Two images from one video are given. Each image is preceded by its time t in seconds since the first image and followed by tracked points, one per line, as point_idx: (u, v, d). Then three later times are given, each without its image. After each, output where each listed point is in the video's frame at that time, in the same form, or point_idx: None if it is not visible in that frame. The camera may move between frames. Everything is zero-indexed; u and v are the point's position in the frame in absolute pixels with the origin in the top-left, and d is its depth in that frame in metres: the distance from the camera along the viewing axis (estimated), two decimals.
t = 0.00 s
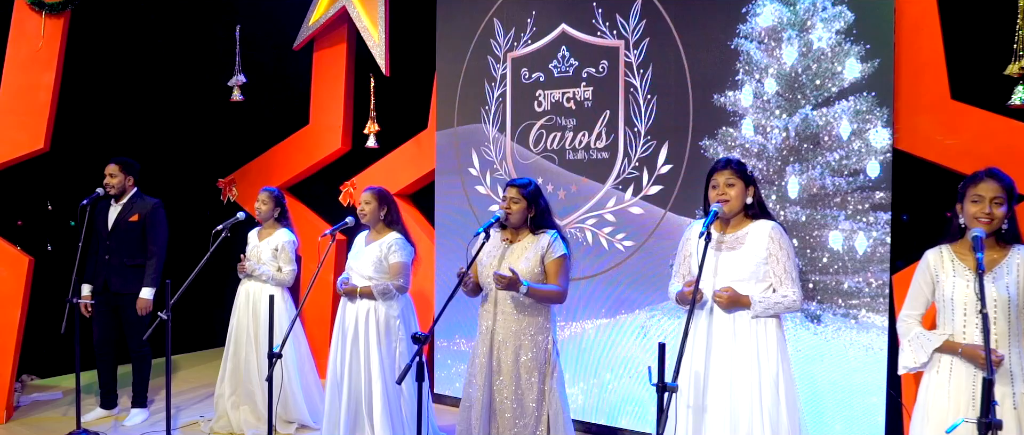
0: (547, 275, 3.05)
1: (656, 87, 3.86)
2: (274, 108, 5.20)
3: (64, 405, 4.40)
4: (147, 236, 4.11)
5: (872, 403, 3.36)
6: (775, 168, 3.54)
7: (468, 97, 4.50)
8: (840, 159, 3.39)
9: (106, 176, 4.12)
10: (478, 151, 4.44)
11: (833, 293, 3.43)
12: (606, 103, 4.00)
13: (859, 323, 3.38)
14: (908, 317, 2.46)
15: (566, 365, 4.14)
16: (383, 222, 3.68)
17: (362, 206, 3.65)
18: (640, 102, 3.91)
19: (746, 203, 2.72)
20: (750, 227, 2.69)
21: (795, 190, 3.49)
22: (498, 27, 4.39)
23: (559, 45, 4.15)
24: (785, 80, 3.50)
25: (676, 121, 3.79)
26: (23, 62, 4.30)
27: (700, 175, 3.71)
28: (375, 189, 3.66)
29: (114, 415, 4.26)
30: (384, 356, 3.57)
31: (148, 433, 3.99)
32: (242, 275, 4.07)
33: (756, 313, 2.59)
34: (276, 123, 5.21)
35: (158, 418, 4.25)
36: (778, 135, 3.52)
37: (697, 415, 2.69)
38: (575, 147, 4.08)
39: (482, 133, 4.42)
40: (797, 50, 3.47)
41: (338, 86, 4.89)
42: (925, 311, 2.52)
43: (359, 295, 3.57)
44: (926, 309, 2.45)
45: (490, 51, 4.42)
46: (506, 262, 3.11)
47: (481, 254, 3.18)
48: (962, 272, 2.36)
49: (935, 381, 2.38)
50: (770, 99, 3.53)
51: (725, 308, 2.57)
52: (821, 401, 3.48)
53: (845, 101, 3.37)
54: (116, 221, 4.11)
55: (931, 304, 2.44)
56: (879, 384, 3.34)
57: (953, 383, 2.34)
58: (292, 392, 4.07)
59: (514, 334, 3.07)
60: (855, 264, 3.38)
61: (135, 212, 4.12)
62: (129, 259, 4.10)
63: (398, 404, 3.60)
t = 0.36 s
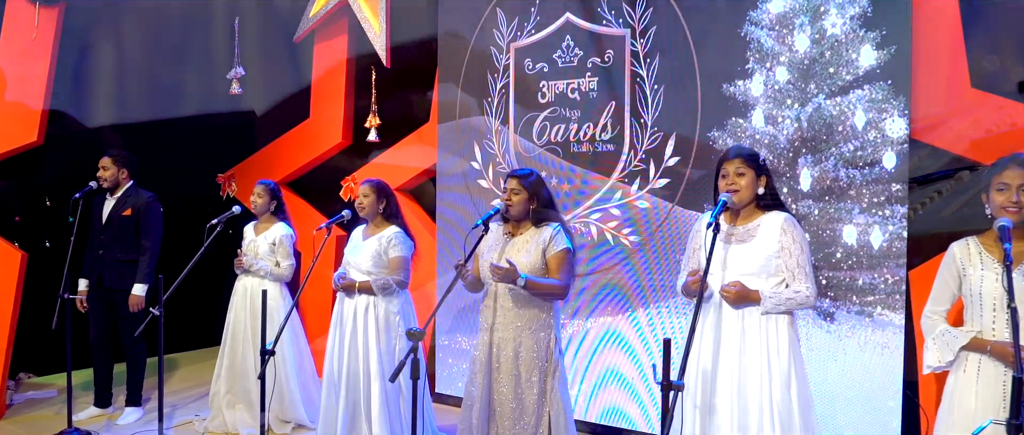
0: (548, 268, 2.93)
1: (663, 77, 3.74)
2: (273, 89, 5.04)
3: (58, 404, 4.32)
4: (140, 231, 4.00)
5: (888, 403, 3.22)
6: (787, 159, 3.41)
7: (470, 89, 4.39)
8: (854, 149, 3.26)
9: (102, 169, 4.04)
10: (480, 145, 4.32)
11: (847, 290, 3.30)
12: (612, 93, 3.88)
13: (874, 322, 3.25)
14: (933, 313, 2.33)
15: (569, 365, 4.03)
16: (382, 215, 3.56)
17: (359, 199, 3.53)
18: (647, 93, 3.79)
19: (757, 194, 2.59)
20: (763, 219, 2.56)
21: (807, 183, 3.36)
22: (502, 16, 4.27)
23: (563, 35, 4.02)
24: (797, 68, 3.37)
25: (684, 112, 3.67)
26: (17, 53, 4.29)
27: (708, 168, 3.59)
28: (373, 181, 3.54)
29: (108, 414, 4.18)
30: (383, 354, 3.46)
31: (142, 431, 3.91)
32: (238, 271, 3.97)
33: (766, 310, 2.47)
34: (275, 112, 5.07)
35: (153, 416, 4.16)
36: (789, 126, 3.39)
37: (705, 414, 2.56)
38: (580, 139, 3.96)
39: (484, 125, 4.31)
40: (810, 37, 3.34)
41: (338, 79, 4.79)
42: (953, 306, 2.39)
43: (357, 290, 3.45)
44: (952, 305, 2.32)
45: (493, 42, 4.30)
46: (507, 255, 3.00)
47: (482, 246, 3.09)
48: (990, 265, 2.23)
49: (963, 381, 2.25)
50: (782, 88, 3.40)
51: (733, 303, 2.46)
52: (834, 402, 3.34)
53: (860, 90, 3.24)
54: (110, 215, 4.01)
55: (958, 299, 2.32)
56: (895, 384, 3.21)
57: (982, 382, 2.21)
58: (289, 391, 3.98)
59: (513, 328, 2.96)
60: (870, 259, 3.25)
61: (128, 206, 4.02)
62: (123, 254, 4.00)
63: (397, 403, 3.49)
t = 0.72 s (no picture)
0: (548, 263, 2.80)
1: (667, 65, 3.61)
2: (287, 84, 4.70)
3: (45, 403, 4.22)
4: (126, 227, 3.92)
5: (902, 403, 3.09)
6: (796, 150, 3.27)
7: (470, 80, 4.29)
8: (867, 139, 3.13)
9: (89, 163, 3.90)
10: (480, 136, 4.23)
11: (859, 285, 3.17)
12: (614, 82, 3.76)
13: (888, 320, 3.11)
14: (959, 308, 2.26)
15: (571, 364, 3.86)
16: (377, 209, 3.41)
17: (355, 192, 3.39)
18: (650, 82, 3.66)
19: (768, 184, 2.46)
20: (773, 210, 2.43)
21: (818, 175, 3.22)
22: (501, 5, 4.17)
23: (564, 23, 3.91)
24: (807, 55, 3.25)
25: (688, 101, 3.54)
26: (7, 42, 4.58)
27: (714, 159, 3.45)
28: (368, 174, 3.41)
29: (95, 413, 4.07)
30: (378, 352, 3.35)
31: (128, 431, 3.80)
32: (233, 268, 3.85)
33: (773, 308, 2.34)
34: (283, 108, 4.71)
35: (142, 416, 4.05)
36: (799, 115, 3.27)
37: (709, 415, 2.43)
38: (581, 130, 3.84)
39: (484, 117, 4.20)
40: (820, 24, 3.22)
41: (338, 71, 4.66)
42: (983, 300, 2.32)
43: (353, 286, 3.32)
44: (980, 299, 2.25)
45: (493, 32, 4.21)
46: (505, 248, 2.88)
47: (479, 240, 2.95)
48: (1017, 258, 2.15)
49: (989, 379, 2.19)
50: (791, 76, 3.28)
51: (739, 298, 2.36)
52: (847, 403, 3.20)
53: (872, 77, 3.11)
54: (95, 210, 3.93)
55: (985, 293, 2.24)
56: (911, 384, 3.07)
57: (1008, 380, 2.14)
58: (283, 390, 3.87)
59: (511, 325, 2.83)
60: (885, 253, 3.11)
61: (115, 201, 3.94)
62: (107, 251, 3.93)
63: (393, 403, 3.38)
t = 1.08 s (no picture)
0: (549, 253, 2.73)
1: (673, 52, 3.50)
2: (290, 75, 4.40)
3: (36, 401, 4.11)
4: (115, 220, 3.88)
5: (917, 400, 2.98)
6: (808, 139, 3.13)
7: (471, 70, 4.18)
8: (882, 126, 2.99)
9: (81, 154, 3.84)
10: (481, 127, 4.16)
11: (874, 280, 3.04)
12: (619, 70, 3.64)
13: (904, 314, 2.99)
14: (987, 297, 2.16)
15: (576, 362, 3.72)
16: (375, 201, 3.29)
17: (353, 182, 3.28)
18: (656, 70, 3.55)
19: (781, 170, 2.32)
20: (786, 197, 2.30)
21: (830, 163, 3.06)
22: None
23: (568, 10, 3.79)
24: (819, 39, 3.13)
25: (696, 89, 3.42)
26: None
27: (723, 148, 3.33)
28: (367, 163, 3.28)
29: (87, 410, 3.97)
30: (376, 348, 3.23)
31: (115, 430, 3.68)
32: (230, 261, 3.79)
33: (785, 299, 2.22)
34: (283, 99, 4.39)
35: (135, 414, 3.94)
36: (810, 102, 3.13)
37: (716, 412, 2.33)
38: (585, 120, 3.73)
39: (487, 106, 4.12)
40: (832, 7, 3.11)
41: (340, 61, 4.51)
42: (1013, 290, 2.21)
43: (352, 278, 3.20)
44: (1009, 288, 2.14)
45: (495, 20, 4.10)
46: (506, 238, 2.78)
47: (478, 230, 2.85)
48: None
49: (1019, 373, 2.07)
50: (802, 61, 3.16)
51: (747, 290, 2.28)
52: (860, 402, 3.07)
53: (888, 61, 2.99)
54: (84, 201, 3.85)
55: (1015, 282, 2.14)
56: (927, 381, 2.95)
57: None
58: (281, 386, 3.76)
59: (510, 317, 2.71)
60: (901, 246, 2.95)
61: (104, 193, 3.87)
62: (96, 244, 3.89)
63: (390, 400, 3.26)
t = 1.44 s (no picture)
0: (540, 236, 2.62)
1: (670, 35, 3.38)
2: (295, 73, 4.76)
3: (15, 397, 3.98)
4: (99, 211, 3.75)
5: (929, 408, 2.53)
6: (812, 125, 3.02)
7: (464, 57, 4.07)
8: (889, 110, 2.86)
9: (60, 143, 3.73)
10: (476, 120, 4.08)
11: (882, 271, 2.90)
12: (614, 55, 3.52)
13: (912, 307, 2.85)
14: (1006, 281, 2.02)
15: (569, 362, 3.54)
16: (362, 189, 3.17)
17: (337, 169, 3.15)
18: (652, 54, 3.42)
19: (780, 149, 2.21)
20: (783, 177, 2.19)
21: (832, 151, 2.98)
22: None
23: None
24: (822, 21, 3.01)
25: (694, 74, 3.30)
26: None
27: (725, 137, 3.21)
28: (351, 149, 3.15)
29: (67, 407, 3.84)
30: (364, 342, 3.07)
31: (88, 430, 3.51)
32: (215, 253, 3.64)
33: (785, 284, 2.10)
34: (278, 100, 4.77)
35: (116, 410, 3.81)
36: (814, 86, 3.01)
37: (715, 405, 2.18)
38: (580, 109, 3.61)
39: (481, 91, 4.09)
40: None
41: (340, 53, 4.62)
42: None
43: (337, 267, 3.05)
44: None
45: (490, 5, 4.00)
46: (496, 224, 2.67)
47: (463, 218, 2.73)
48: None
49: None
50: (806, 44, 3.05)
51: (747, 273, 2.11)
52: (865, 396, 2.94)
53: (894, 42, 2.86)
54: (64, 192, 3.72)
55: None
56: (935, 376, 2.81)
57: None
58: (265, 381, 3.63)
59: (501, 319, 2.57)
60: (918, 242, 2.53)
61: (87, 183, 3.75)
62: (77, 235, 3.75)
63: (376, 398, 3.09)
